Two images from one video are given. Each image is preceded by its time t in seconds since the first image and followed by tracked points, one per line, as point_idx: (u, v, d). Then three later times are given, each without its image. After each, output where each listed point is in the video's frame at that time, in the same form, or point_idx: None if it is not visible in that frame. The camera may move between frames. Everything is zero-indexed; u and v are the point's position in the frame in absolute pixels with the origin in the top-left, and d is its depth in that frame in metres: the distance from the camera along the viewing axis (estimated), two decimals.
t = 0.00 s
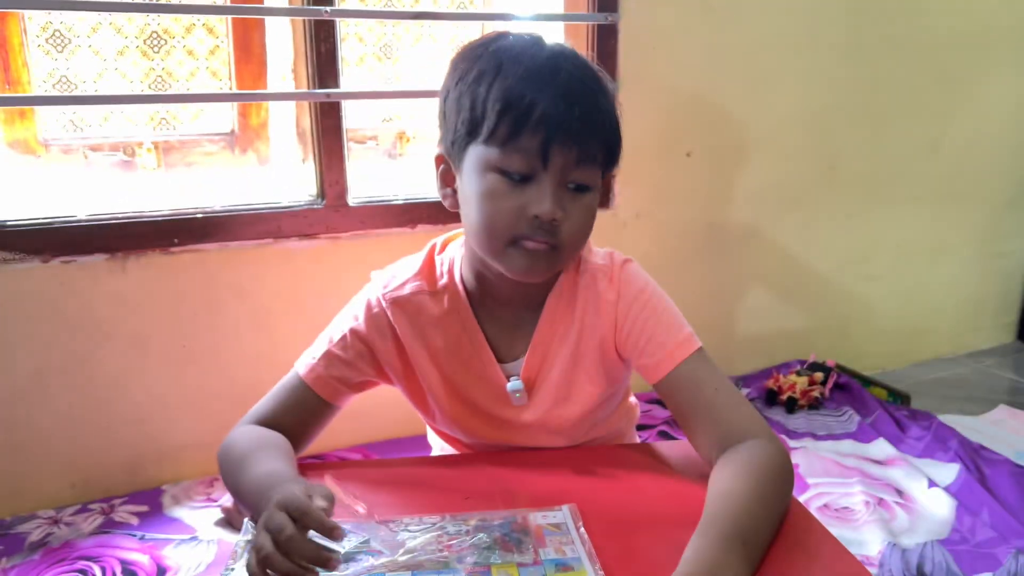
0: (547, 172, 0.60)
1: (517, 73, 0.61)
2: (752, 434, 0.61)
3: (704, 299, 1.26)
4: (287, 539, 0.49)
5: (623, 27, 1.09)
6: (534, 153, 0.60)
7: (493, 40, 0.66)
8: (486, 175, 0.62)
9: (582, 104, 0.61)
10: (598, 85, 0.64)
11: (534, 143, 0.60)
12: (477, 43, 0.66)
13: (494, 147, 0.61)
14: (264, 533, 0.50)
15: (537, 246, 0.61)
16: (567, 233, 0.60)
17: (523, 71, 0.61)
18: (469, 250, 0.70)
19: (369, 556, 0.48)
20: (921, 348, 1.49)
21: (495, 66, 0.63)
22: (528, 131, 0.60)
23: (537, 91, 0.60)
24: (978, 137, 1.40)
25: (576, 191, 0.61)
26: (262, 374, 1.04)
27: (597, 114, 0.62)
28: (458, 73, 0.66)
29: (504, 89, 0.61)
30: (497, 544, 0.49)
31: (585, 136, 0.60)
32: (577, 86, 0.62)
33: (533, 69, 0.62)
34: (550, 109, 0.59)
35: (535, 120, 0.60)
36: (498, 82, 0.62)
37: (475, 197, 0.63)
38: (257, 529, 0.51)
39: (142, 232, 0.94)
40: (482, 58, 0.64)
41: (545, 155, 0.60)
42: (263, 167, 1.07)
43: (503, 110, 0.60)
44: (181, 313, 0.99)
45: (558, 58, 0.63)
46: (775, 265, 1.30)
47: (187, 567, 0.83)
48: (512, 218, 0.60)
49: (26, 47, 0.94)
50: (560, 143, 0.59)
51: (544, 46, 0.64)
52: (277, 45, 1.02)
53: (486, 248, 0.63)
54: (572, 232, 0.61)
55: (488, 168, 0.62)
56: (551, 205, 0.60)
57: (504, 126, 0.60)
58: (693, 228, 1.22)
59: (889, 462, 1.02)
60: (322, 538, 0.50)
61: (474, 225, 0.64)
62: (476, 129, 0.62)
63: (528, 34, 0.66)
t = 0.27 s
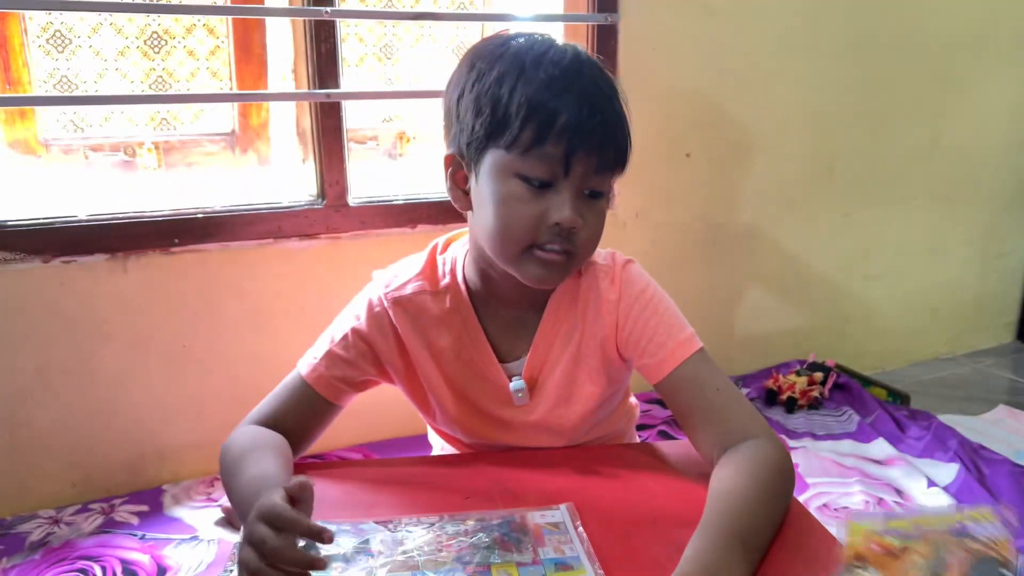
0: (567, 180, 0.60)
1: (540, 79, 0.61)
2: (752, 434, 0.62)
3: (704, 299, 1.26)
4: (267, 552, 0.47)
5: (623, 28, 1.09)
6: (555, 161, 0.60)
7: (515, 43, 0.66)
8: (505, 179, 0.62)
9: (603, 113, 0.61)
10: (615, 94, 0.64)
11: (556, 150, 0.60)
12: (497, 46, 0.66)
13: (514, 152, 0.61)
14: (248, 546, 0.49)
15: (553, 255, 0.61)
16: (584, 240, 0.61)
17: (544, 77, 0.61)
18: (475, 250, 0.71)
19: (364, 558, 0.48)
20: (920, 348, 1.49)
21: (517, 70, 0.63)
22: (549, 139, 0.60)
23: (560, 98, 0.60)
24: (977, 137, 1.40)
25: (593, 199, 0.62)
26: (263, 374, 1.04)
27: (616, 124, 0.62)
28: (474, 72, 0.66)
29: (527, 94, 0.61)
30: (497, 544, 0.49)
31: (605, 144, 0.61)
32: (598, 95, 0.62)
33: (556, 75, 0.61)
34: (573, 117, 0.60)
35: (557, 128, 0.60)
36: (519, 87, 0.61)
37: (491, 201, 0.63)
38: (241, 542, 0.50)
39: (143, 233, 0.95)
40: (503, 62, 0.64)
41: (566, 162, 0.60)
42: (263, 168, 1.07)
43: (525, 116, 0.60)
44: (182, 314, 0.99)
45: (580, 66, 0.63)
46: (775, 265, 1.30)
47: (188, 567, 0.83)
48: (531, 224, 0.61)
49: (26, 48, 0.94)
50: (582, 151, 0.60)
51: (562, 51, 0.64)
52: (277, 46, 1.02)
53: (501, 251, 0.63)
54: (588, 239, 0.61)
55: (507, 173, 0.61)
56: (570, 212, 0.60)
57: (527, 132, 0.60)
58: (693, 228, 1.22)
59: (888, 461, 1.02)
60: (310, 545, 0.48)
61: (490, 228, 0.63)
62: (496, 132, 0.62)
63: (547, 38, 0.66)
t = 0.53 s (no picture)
0: (571, 182, 0.60)
1: (548, 80, 0.61)
2: (752, 433, 0.62)
3: (704, 299, 1.26)
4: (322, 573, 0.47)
5: (624, 28, 1.09)
6: (560, 163, 0.60)
7: (523, 42, 0.65)
8: (509, 180, 0.62)
9: (609, 115, 0.61)
10: (621, 95, 0.64)
11: (562, 152, 0.60)
12: (505, 46, 0.65)
13: (519, 153, 0.61)
14: (290, 560, 0.48)
15: (556, 256, 0.62)
16: (587, 242, 0.61)
17: (552, 79, 0.61)
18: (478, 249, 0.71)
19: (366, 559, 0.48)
20: (919, 348, 1.49)
21: (524, 70, 0.62)
22: (556, 141, 0.60)
23: (567, 100, 0.60)
24: (977, 137, 1.40)
25: (598, 201, 0.62)
26: (263, 374, 1.04)
27: (622, 125, 0.62)
28: (481, 71, 0.66)
29: (534, 95, 0.61)
30: (496, 543, 0.49)
31: (610, 146, 0.61)
32: (605, 96, 0.62)
33: (563, 76, 0.61)
34: (579, 119, 0.59)
35: (563, 130, 0.60)
36: (527, 88, 0.61)
37: (496, 202, 0.63)
38: (267, 548, 0.49)
39: (143, 233, 0.95)
40: (511, 62, 0.64)
41: (572, 164, 0.60)
42: (263, 168, 1.07)
43: (532, 117, 0.60)
44: (182, 314, 0.99)
45: (587, 67, 0.62)
46: (775, 265, 1.31)
47: (188, 567, 0.83)
48: (535, 225, 0.61)
49: (27, 48, 0.94)
50: (588, 153, 0.60)
51: (570, 51, 0.64)
52: (278, 46, 1.03)
53: (505, 252, 0.63)
54: (591, 240, 0.61)
55: (512, 174, 0.61)
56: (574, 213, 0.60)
57: (534, 133, 0.60)
58: (693, 228, 1.22)
59: (888, 461, 1.03)
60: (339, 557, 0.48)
61: (494, 228, 0.64)
62: (502, 133, 0.62)
63: (555, 38, 0.65)
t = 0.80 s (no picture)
0: (571, 182, 0.60)
1: (552, 80, 0.61)
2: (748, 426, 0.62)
3: (703, 299, 1.26)
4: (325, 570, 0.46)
5: (623, 28, 1.09)
6: (560, 163, 0.60)
7: (530, 40, 0.65)
8: (510, 177, 0.62)
9: (612, 116, 0.61)
10: (626, 96, 0.64)
11: (564, 152, 0.59)
12: (513, 43, 0.65)
13: (520, 151, 0.61)
14: (293, 559, 0.47)
15: (554, 254, 0.62)
16: (585, 242, 0.62)
17: (556, 78, 0.61)
18: (477, 243, 0.71)
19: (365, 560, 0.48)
20: (919, 348, 1.49)
21: (528, 69, 0.62)
22: (557, 141, 0.60)
23: (571, 101, 0.60)
24: (977, 137, 1.40)
25: (597, 202, 0.62)
26: (263, 375, 1.04)
27: (624, 127, 0.62)
28: (486, 68, 0.66)
29: (537, 94, 0.61)
30: (495, 541, 0.49)
31: (611, 147, 0.60)
32: (608, 98, 0.62)
33: (566, 76, 0.61)
34: (582, 119, 0.59)
35: (565, 130, 0.59)
36: (531, 87, 0.61)
37: (496, 199, 0.63)
38: (272, 550, 0.49)
39: (143, 233, 0.95)
40: (516, 60, 0.64)
41: (573, 165, 0.60)
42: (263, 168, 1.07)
43: (535, 115, 0.60)
44: (182, 313, 0.99)
45: (591, 68, 0.62)
46: (774, 265, 1.31)
47: (188, 567, 0.83)
48: (533, 224, 0.61)
49: (27, 49, 0.94)
50: (589, 154, 0.59)
51: (576, 50, 0.63)
52: (278, 47, 1.03)
53: (505, 249, 0.64)
54: (588, 240, 0.62)
55: (512, 172, 0.62)
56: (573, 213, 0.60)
57: (536, 133, 0.60)
58: (692, 228, 1.22)
59: (888, 461, 1.03)
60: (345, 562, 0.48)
61: (494, 224, 0.64)
62: (504, 131, 0.62)
63: (561, 36, 0.65)
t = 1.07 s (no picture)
0: (544, 181, 0.60)
1: (529, 76, 0.60)
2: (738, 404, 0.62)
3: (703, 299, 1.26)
4: (327, 559, 0.46)
5: (623, 28, 1.09)
6: (533, 163, 0.60)
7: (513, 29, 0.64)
8: (486, 174, 0.62)
9: (588, 114, 0.60)
10: (607, 90, 0.63)
11: (536, 152, 0.59)
12: (495, 30, 0.64)
13: (494, 151, 0.61)
14: (297, 549, 0.47)
15: (530, 249, 0.63)
16: (557, 239, 0.62)
17: (532, 76, 0.60)
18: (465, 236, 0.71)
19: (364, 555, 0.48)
20: (919, 348, 1.49)
21: (508, 65, 0.61)
22: (529, 142, 0.59)
23: (546, 99, 0.59)
24: (977, 137, 1.40)
25: (572, 199, 0.62)
26: (263, 375, 1.05)
27: (602, 124, 0.61)
28: (469, 58, 0.65)
29: (513, 93, 0.60)
30: (493, 536, 0.49)
31: (585, 147, 0.60)
32: (586, 95, 0.61)
33: (543, 75, 0.60)
34: (555, 121, 0.59)
35: (538, 131, 0.59)
36: (508, 85, 0.60)
37: (474, 194, 0.64)
38: (275, 539, 0.49)
39: (143, 233, 0.95)
40: (497, 50, 0.63)
41: (545, 164, 0.60)
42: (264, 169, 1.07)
43: (509, 116, 0.60)
44: (182, 313, 0.99)
45: (571, 63, 0.61)
46: (774, 265, 1.31)
47: (188, 567, 0.83)
48: (505, 221, 0.62)
49: (27, 49, 0.94)
50: (561, 155, 0.59)
51: (556, 44, 0.62)
52: (278, 47, 1.03)
53: (483, 242, 0.65)
54: (562, 235, 0.62)
55: (488, 170, 0.62)
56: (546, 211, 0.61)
57: (510, 131, 0.60)
58: (693, 228, 1.22)
59: (888, 461, 1.03)
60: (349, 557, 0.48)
61: (472, 218, 0.65)
62: (481, 128, 0.62)
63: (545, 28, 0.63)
